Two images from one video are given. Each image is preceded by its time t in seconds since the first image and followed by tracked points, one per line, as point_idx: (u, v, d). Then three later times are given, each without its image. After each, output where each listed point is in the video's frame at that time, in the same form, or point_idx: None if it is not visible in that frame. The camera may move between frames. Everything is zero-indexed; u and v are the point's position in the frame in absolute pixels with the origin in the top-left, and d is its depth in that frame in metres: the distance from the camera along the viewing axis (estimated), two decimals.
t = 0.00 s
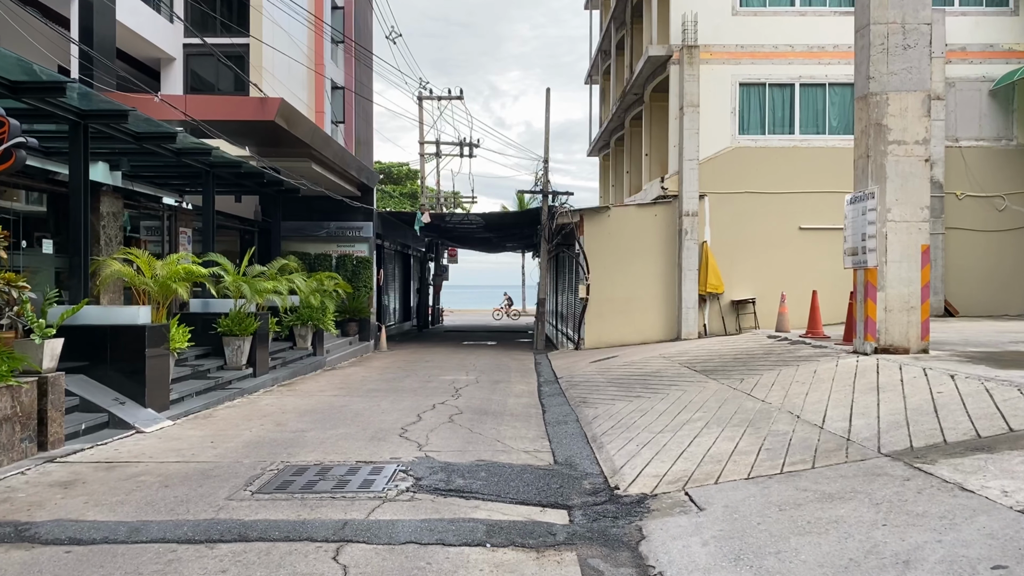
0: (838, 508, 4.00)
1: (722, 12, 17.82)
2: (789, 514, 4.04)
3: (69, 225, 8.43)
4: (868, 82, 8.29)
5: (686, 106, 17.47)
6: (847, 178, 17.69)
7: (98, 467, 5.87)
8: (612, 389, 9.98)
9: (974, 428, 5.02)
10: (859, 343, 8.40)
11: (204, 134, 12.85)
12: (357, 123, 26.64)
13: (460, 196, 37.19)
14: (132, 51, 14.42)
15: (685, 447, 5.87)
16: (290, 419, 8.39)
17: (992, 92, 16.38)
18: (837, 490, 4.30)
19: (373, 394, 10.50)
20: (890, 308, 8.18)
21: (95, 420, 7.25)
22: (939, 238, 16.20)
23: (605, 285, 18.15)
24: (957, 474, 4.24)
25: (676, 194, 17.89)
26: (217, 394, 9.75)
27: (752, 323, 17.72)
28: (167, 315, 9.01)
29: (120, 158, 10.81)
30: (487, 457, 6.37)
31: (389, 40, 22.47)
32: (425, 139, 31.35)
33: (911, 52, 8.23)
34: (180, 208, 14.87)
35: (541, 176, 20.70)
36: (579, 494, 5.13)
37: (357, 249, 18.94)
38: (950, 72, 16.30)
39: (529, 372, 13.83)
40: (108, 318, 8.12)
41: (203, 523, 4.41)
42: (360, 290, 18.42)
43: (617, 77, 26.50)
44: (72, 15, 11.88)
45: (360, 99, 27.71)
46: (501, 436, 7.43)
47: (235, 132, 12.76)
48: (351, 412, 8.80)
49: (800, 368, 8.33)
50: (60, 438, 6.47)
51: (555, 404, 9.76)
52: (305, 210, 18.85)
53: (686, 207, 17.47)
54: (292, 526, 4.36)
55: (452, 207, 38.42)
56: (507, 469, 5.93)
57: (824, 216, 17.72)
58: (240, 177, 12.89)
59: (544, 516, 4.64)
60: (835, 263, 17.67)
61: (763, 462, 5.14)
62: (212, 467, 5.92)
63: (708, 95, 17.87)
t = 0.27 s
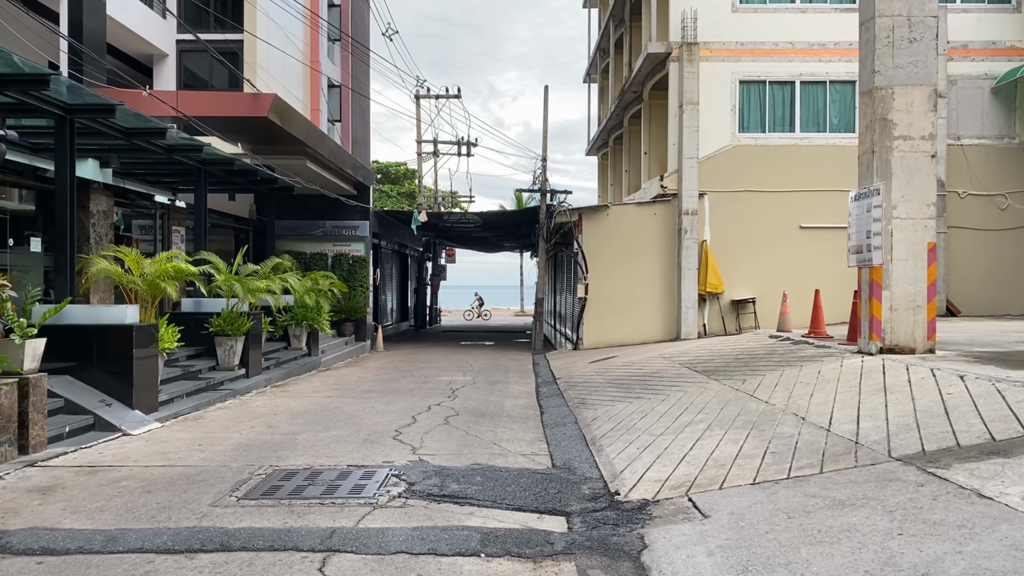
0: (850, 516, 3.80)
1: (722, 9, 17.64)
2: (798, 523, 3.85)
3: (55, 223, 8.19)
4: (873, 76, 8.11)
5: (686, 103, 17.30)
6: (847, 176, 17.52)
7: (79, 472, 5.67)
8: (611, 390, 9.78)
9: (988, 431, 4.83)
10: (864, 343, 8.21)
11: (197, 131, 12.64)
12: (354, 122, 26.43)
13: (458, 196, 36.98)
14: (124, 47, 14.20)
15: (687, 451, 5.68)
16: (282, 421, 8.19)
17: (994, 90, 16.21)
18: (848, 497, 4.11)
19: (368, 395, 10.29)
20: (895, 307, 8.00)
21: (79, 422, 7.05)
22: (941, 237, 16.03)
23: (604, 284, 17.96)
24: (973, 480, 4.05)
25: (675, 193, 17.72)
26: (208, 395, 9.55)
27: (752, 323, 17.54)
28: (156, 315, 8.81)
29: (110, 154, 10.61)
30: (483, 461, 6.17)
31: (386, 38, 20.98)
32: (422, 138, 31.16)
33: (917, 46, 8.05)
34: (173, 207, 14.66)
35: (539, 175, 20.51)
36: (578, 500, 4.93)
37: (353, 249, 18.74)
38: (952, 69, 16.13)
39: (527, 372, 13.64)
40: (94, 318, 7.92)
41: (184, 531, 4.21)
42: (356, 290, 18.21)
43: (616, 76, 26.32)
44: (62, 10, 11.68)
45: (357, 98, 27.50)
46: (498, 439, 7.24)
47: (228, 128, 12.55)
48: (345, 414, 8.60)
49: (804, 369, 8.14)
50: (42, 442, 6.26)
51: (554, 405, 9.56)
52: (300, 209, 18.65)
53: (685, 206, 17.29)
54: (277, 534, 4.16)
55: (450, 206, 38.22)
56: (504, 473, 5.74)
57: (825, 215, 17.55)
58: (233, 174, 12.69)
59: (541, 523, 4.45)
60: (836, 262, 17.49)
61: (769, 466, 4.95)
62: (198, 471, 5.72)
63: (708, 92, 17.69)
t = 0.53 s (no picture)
0: (858, 529, 3.61)
1: (720, 6, 17.45)
2: (804, 536, 3.65)
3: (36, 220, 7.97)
4: (876, 71, 7.91)
5: (684, 101, 17.13)
6: (847, 175, 17.34)
7: (54, 479, 5.45)
8: (608, 392, 9.58)
9: (999, 438, 4.63)
10: (867, 344, 8.02)
11: (187, 129, 12.42)
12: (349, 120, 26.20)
13: (454, 195, 36.75)
14: (113, 43, 13.96)
15: (686, 457, 5.48)
16: (270, 425, 7.97)
17: (994, 88, 16.04)
18: (855, 507, 3.91)
19: (360, 397, 10.08)
20: (899, 308, 7.81)
21: (59, 427, 6.82)
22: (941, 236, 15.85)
23: (601, 284, 17.77)
24: (987, 490, 3.86)
25: (673, 191, 17.52)
26: (195, 398, 9.33)
27: (750, 323, 17.35)
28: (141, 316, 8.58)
29: (96, 151, 10.38)
30: (476, 467, 5.97)
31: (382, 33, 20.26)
32: (418, 137, 30.94)
33: (921, 40, 7.86)
34: (163, 206, 14.42)
35: (536, 173, 20.30)
36: (573, 509, 4.73)
37: (347, 248, 18.51)
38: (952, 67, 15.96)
39: (523, 374, 13.43)
40: (76, 319, 7.71)
41: (158, 545, 4.00)
42: (350, 290, 18.00)
43: (613, 74, 26.13)
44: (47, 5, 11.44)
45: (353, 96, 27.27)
46: (491, 443, 7.03)
47: (218, 125, 12.33)
48: (335, 417, 8.39)
49: (805, 371, 7.94)
50: (17, 448, 6.04)
51: (550, 408, 9.36)
52: (294, 208, 18.42)
53: (683, 205, 17.11)
54: (256, 548, 3.95)
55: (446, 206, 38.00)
56: (496, 480, 5.53)
57: (824, 214, 17.38)
58: (223, 172, 12.47)
59: (534, 534, 4.24)
60: (835, 261, 17.32)
61: (772, 474, 4.75)
62: (179, 478, 5.50)
63: (706, 90, 17.50)
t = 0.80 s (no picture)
0: (871, 545, 3.41)
1: (719, 4, 17.27)
2: (813, 552, 3.46)
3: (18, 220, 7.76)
4: (881, 67, 7.73)
5: (682, 100, 16.98)
6: (847, 174, 17.17)
7: (30, 489, 5.23)
8: (606, 395, 9.38)
9: (1014, 446, 4.44)
10: (872, 347, 7.84)
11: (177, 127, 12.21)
12: (345, 120, 25.98)
13: (451, 195, 36.55)
14: (102, 40, 13.73)
15: (687, 465, 5.29)
16: (259, 430, 7.76)
17: (995, 86, 15.86)
18: (866, 521, 3.72)
19: (352, 400, 9.87)
20: (904, 309, 7.63)
21: (40, 433, 6.60)
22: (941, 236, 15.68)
23: (599, 284, 17.58)
24: (1006, 502, 3.67)
25: (672, 191, 17.33)
26: (184, 401, 9.11)
27: (750, 324, 17.17)
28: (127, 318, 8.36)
29: (83, 149, 10.16)
30: (469, 474, 5.76)
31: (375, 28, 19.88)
32: (415, 136, 30.74)
33: (926, 34, 7.67)
34: (155, 205, 14.20)
35: (533, 173, 20.11)
36: (570, 521, 4.52)
37: (342, 248, 18.29)
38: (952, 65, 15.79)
39: (520, 376, 13.23)
40: (58, 321, 7.51)
41: (132, 561, 3.79)
42: (344, 290, 17.78)
43: (611, 73, 25.95)
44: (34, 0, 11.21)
45: (349, 95, 27.07)
46: (486, 449, 6.83)
47: (209, 123, 12.11)
48: (325, 422, 8.17)
49: (808, 374, 7.75)
50: None
51: (546, 411, 9.15)
52: (288, 208, 18.21)
53: (682, 204, 16.93)
54: (236, 564, 3.75)
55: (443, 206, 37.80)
56: (490, 489, 5.33)
57: (824, 213, 17.20)
58: (214, 171, 12.25)
59: (529, 548, 4.04)
60: (835, 261, 17.14)
61: (778, 484, 4.55)
62: (160, 487, 5.29)
63: (705, 89, 17.32)
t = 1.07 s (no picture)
0: (887, 557, 3.23)
1: None
2: (825, 564, 3.27)
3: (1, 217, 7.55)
4: (886, 60, 7.53)
5: (681, 97, 16.78)
6: (848, 172, 16.99)
7: (6, 495, 5.02)
8: (605, 396, 9.19)
9: None
10: (877, 347, 7.66)
11: (169, 124, 12.00)
12: (341, 118, 25.76)
13: (449, 194, 36.36)
14: (93, 35, 13.50)
15: (690, 469, 5.10)
16: (249, 432, 7.55)
17: (997, 84, 15.69)
18: (880, 530, 3.53)
19: (346, 402, 9.66)
20: (910, 308, 7.45)
21: (20, 435, 6.39)
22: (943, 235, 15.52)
23: (598, 284, 17.40)
24: None
25: (671, 189, 17.14)
26: (173, 403, 8.91)
27: (750, 323, 16.99)
28: (114, 317, 8.15)
29: (70, 145, 9.95)
30: (464, 479, 5.56)
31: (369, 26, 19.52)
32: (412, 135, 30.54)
33: (933, 26, 7.48)
34: (146, 203, 13.98)
35: (531, 171, 19.90)
36: (568, 528, 4.33)
37: (338, 247, 18.07)
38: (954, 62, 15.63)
39: (517, 376, 13.03)
40: (43, 320, 7.25)
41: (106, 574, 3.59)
42: (340, 290, 17.58)
43: (609, 71, 25.78)
44: None
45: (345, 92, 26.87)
46: (482, 452, 6.63)
47: (201, 120, 11.90)
48: (318, 424, 7.96)
49: (812, 375, 7.57)
50: None
51: (544, 412, 8.96)
52: (283, 206, 18.00)
53: (681, 203, 16.75)
54: None
55: (441, 205, 37.60)
56: (486, 494, 5.13)
57: (825, 212, 17.03)
58: (206, 168, 12.04)
59: (526, 558, 3.85)
60: (836, 260, 16.97)
61: (785, 490, 4.36)
62: (142, 493, 5.09)
63: (704, 86, 17.13)
